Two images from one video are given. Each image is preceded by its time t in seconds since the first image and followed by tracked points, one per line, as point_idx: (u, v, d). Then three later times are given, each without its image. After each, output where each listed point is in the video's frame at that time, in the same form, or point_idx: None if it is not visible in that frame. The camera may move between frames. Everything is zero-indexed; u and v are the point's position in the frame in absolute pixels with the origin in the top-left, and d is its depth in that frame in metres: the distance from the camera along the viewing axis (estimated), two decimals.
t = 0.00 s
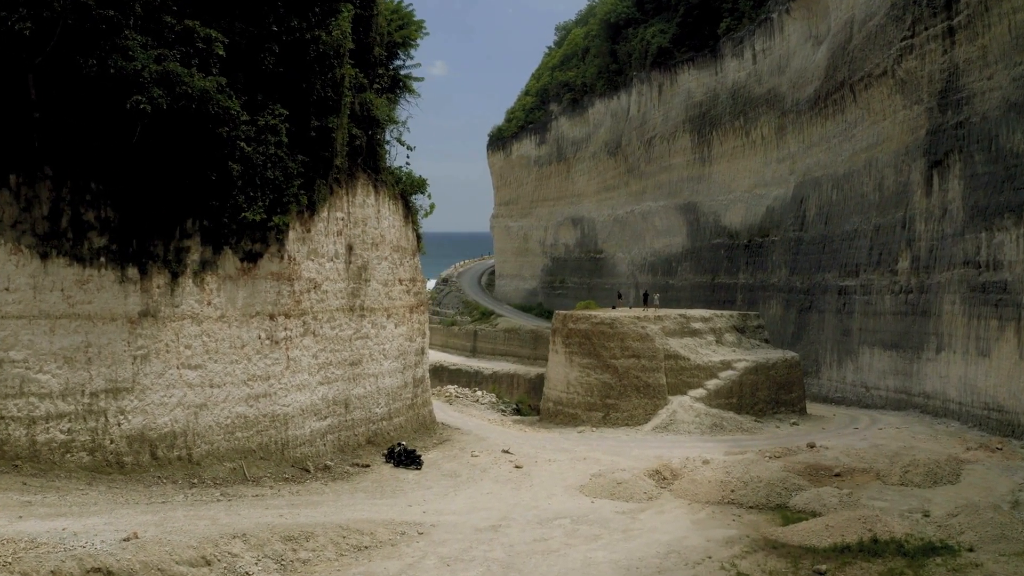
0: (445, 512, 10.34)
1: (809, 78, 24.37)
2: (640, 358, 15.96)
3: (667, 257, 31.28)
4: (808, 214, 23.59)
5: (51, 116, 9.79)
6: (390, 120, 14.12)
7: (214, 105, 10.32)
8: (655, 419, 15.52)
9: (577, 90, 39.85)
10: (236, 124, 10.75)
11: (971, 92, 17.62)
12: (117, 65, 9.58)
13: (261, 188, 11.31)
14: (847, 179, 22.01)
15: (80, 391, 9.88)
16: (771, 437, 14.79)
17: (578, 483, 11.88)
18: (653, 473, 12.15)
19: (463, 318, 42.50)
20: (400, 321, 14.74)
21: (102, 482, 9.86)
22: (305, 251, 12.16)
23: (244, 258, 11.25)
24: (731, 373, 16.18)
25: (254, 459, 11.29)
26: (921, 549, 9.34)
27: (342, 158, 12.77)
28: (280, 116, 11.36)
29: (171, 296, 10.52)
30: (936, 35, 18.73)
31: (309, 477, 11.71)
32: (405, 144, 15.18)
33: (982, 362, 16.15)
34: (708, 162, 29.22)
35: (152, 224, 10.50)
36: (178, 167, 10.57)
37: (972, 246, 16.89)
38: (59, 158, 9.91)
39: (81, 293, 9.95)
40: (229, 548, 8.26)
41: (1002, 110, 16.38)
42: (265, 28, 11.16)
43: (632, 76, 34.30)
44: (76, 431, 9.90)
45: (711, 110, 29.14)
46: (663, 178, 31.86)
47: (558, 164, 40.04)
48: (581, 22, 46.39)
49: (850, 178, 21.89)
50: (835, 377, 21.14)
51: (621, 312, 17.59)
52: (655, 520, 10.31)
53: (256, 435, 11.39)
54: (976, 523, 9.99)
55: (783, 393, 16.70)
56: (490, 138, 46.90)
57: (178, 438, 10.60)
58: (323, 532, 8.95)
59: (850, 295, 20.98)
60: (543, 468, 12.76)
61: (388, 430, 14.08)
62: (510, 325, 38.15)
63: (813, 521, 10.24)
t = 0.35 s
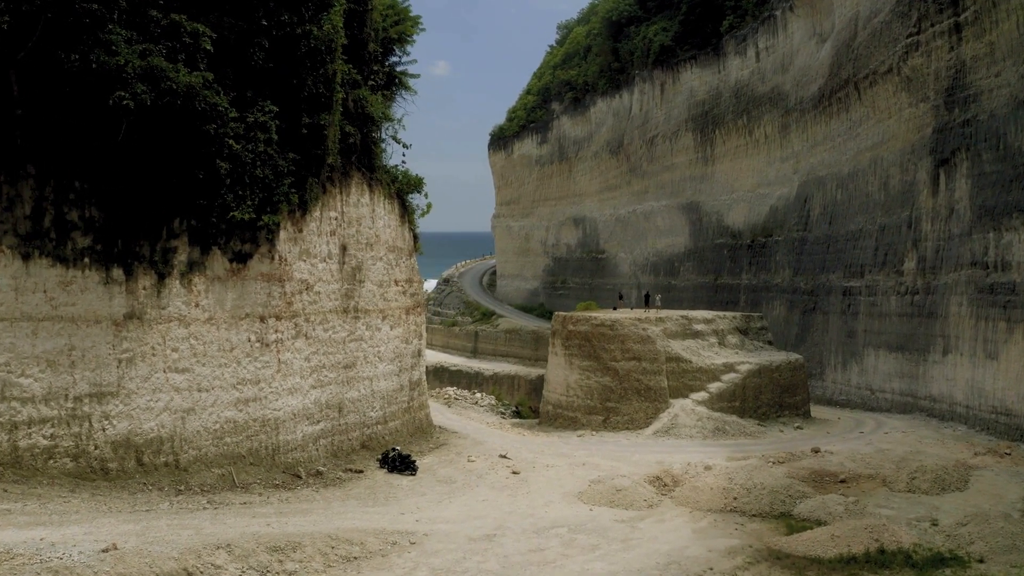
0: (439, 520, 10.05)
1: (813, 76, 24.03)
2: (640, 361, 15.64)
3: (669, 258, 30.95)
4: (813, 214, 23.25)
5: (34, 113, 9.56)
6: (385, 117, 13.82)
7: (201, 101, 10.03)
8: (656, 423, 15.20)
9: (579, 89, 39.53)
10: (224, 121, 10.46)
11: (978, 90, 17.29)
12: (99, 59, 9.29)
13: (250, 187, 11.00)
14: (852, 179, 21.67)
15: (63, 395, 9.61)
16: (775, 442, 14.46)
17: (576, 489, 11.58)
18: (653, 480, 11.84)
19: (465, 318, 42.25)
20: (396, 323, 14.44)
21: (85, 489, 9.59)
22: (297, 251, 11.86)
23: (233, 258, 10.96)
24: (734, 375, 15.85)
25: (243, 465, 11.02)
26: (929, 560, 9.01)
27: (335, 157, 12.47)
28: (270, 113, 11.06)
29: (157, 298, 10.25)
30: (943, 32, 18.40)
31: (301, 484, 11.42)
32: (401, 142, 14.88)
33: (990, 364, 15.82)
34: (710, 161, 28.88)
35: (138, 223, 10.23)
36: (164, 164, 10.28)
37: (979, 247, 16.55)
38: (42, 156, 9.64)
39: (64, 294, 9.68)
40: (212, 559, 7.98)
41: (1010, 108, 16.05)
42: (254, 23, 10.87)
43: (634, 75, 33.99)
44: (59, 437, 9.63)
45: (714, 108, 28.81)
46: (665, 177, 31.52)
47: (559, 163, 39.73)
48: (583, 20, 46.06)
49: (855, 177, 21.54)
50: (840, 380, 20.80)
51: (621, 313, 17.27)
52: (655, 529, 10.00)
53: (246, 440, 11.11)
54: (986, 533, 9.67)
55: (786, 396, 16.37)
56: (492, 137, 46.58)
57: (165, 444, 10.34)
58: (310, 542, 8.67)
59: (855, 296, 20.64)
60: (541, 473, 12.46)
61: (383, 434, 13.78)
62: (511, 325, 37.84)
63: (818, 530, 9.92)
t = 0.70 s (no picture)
0: (431, 531, 9.71)
1: (818, 74, 23.65)
2: (641, 364, 15.28)
3: (672, 258, 30.58)
4: (817, 213, 22.88)
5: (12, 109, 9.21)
6: (379, 114, 13.48)
7: (184, 97, 9.67)
8: (657, 428, 14.83)
9: (581, 88, 39.16)
10: (209, 117, 10.12)
11: (987, 87, 16.90)
12: (77, 53, 8.93)
13: (236, 185, 10.66)
14: (857, 178, 21.29)
15: (43, 400, 9.29)
16: (779, 448, 14.09)
17: (574, 497, 11.24)
18: (654, 488, 11.48)
19: (466, 318, 41.93)
20: (391, 326, 14.10)
21: (65, 498, 9.26)
22: (286, 252, 11.54)
23: (220, 259, 10.65)
24: (738, 379, 15.48)
25: (231, 472, 10.74)
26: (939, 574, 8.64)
27: (326, 155, 12.14)
28: (257, 109, 10.72)
29: (140, 301, 9.95)
30: (950, 28, 18.01)
31: (290, 491, 11.10)
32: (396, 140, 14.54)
33: (999, 368, 15.44)
34: (714, 160, 28.49)
35: (120, 223, 9.92)
36: (147, 162, 9.93)
37: (988, 248, 16.17)
38: (21, 154, 9.31)
39: (44, 297, 9.37)
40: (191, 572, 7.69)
41: (1020, 105, 15.67)
42: (240, 16, 10.50)
43: (636, 73, 33.61)
44: (38, 443, 9.30)
45: (717, 107, 28.43)
46: (667, 177, 31.15)
47: (561, 163, 39.38)
48: (585, 19, 45.70)
49: (861, 177, 21.16)
50: (845, 383, 20.41)
51: (622, 315, 16.91)
52: (655, 540, 9.65)
53: (233, 446, 10.83)
54: (999, 545, 9.29)
55: (791, 400, 15.99)
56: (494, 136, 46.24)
57: (148, 450, 10.05)
58: (295, 554, 8.35)
59: (861, 297, 20.26)
60: (539, 480, 12.12)
61: (377, 439, 13.46)
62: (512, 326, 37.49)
63: (824, 541, 9.57)
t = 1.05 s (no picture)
0: (421, 542, 9.36)
1: (822, 71, 23.26)
2: (642, 368, 14.91)
3: (674, 258, 30.19)
4: (822, 213, 22.48)
5: None
6: (372, 111, 13.13)
7: (165, 92, 9.35)
8: (658, 433, 14.45)
9: (583, 87, 38.81)
10: (193, 113, 9.79)
11: (996, 84, 16.50)
12: (52, 46, 8.65)
13: (221, 183, 10.33)
14: (863, 177, 20.90)
15: (20, 405, 9.02)
16: (783, 454, 13.70)
17: (571, 506, 10.88)
18: (654, 496, 11.12)
19: (466, 319, 41.56)
20: (384, 328, 13.76)
21: (42, 508, 8.97)
22: (275, 252, 11.19)
23: (205, 260, 10.32)
24: (741, 383, 15.09)
25: (216, 480, 10.42)
26: None
27: (316, 152, 11.79)
28: (243, 105, 10.40)
29: (122, 303, 9.62)
30: (958, 23, 17.61)
31: (277, 500, 10.76)
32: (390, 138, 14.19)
33: (1009, 372, 15.05)
34: (716, 160, 28.11)
35: (101, 223, 9.60)
36: (128, 160, 9.62)
37: (998, 248, 15.77)
38: None
39: (21, 299, 9.09)
40: None
41: None
42: (226, 9, 10.18)
43: (638, 72, 33.22)
44: (15, 451, 9.01)
45: (720, 105, 28.05)
46: (670, 176, 30.77)
47: (563, 162, 39.01)
48: (587, 18, 45.34)
49: (866, 176, 20.76)
50: (850, 386, 20.01)
51: (622, 317, 16.53)
52: (654, 552, 9.30)
53: (219, 453, 10.51)
54: (1012, 558, 8.91)
55: (795, 404, 15.61)
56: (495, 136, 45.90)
57: (130, 458, 9.73)
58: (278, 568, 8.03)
59: (867, 299, 19.87)
60: (535, 488, 11.76)
61: (370, 445, 13.12)
62: (513, 327, 37.13)
63: (830, 554, 9.21)
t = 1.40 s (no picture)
0: (411, 554, 9.04)
1: (827, 69, 22.87)
2: (642, 371, 14.54)
3: (677, 259, 29.80)
4: (826, 213, 22.08)
5: None
6: (365, 108, 12.78)
7: (144, 87, 9.02)
8: (659, 438, 14.08)
9: (585, 85, 38.49)
10: (175, 109, 9.47)
11: (1005, 80, 16.11)
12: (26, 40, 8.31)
13: (205, 182, 9.99)
14: (868, 176, 20.52)
15: None
16: (787, 460, 13.31)
17: (567, 516, 10.54)
18: (653, 506, 10.77)
19: (467, 319, 41.18)
20: (378, 331, 13.41)
21: (17, 518, 8.74)
22: (262, 253, 10.86)
23: (188, 261, 10.00)
24: (744, 387, 14.70)
25: (200, 488, 10.14)
26: None
27: (306, 150, 11.45)
28: (228, 101, 10.06)
29: (101, 306, 9.32)
30: (966, 19, 17.22)
31: (264, 509, 10.49)
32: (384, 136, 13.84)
33: (1019, 375, 14.65)
34: (719, 159, 27.73)
35: (80, 223, 9.28)
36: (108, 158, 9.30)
37: (1008, 249, 15.38)
38: None
39: None
40: None
41: None
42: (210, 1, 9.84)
43: (640, 70, 32.83)
44: None
45: (723, 104, 27.66)
46: (672, 176, 30.38)
47: (565, 162, 38.65)
48: (589, 16, 44.97)
49: (872, 175, 20.37)
50: (855, 389, 19.62)
51: (622, 319, 16.14)
52: (653, 565, 8.97)
53: (203, 461, 10.23)
54: None
55: (799, 409, 15.22)
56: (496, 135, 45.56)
57: (110, 466, 9.44)
58: None
59: (872, 300, 19.49)
60: (531, 496, 11.43)
61: (363, 451, 12.79)
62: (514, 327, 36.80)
63: (837, 567, 8.85)
